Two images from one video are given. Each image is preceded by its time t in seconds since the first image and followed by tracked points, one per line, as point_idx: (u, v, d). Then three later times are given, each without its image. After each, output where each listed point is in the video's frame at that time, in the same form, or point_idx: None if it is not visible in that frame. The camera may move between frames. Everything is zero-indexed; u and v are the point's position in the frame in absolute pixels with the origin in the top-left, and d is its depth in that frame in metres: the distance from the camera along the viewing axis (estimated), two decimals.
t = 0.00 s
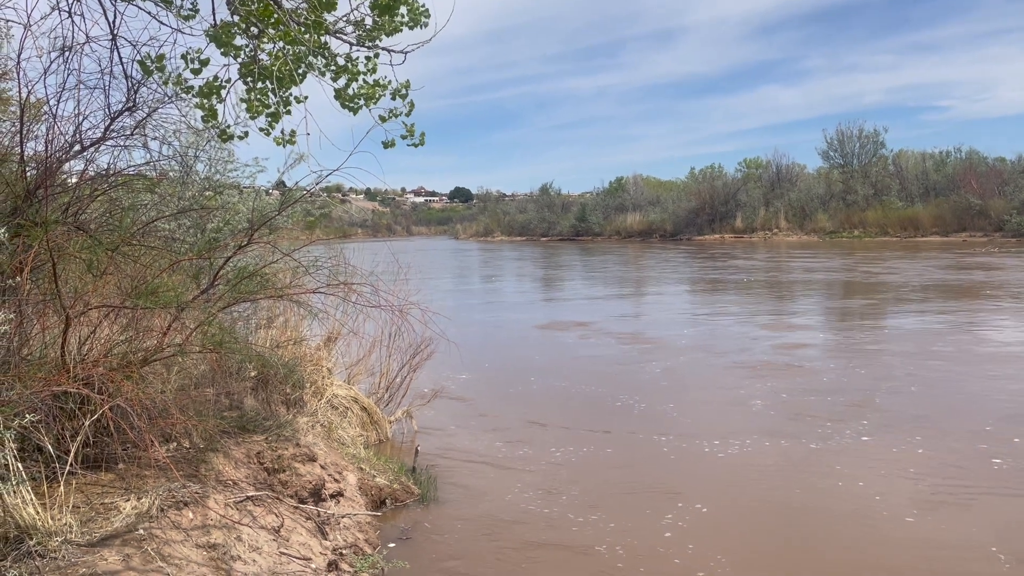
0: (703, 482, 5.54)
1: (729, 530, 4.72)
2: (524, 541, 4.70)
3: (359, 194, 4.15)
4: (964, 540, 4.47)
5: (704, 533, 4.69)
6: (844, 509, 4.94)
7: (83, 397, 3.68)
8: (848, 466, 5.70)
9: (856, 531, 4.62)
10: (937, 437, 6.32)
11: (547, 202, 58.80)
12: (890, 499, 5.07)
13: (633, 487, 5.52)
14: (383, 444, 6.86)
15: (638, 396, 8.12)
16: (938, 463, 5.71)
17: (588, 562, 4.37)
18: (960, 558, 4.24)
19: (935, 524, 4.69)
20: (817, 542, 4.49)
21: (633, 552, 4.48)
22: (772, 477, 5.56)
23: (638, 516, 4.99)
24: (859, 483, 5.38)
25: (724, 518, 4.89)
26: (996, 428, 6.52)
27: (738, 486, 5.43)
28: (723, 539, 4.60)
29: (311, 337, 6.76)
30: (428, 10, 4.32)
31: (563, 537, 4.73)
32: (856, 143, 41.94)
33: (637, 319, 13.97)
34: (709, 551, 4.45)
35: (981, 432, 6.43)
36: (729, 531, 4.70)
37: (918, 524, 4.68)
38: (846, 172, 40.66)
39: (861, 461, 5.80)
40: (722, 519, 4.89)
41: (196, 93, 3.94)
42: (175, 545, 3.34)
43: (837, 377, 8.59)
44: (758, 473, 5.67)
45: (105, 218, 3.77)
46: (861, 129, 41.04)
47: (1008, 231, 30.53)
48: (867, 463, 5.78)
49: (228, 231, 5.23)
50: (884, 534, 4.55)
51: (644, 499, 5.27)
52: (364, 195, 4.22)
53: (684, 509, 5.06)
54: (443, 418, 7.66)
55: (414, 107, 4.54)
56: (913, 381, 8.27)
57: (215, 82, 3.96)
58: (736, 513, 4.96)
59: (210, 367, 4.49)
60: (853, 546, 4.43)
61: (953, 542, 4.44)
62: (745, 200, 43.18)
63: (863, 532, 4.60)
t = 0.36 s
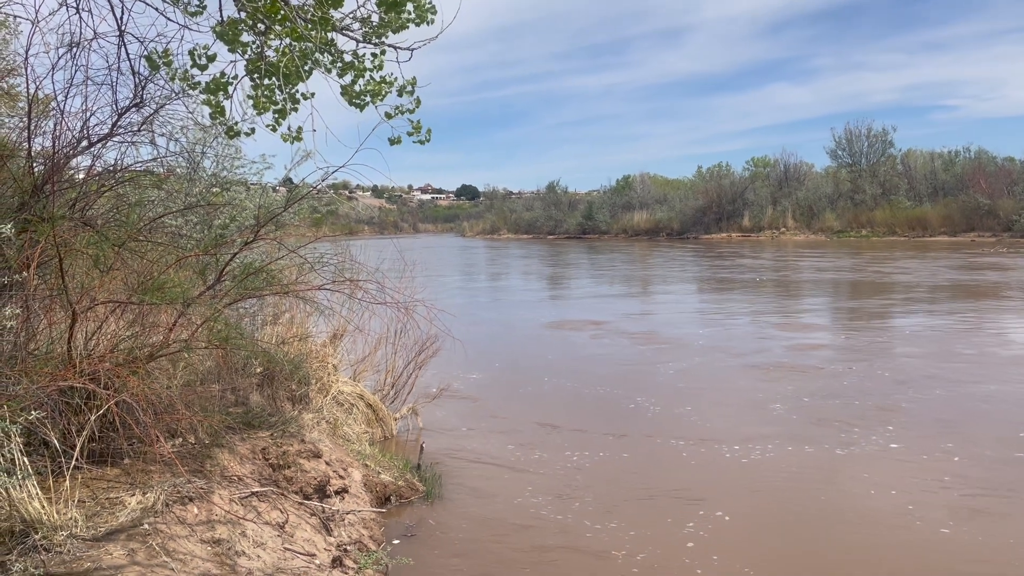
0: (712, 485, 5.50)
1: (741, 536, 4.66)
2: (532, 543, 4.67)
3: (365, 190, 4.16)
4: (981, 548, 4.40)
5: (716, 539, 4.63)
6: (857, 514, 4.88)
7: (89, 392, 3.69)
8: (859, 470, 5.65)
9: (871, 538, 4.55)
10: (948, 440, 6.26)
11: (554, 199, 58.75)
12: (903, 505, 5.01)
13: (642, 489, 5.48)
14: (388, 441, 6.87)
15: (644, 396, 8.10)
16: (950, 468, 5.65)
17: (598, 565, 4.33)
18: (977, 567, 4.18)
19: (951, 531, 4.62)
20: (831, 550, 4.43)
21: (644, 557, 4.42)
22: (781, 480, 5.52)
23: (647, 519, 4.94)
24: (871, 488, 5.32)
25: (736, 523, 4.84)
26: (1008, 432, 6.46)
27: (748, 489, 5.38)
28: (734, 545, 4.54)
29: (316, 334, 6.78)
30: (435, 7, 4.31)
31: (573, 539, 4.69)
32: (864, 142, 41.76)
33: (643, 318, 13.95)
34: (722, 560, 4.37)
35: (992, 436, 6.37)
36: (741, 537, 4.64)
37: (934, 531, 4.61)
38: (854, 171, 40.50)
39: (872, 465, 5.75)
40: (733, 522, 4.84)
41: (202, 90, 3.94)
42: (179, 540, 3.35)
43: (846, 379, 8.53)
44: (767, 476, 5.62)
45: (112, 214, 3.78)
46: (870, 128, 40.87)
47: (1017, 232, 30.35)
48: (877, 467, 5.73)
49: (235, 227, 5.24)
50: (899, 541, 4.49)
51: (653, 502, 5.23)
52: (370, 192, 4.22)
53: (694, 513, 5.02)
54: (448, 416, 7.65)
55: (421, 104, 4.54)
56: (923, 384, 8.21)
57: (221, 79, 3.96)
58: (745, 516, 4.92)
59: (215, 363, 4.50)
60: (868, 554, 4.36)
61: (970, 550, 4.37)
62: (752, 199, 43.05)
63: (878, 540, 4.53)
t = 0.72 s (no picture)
0: (723, 486, 5.44)
1: (754, 537, 4.61)
2: (543, 543, 4.62)
3: (372, 189, 4.17)
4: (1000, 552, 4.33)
5: (729, 540, 4.58)
6: (871, 517, 4.82)
7: (96, 389, 3.70)
8: (871, 472, 5.58)
9: (887, 541, 4.49)
10: (958, 441, 6.22)
11: (560, 199, 58.76)
12: (918, 507, 4.94)
13: (651, 489, 5.43)
14: (394, 440, 6.86)
15: (652, 396, 8.06)
16: (966, 471, 5.57)
17: (609, 566, 4.28)
18: (996, 572, 4.11)
19: (969, 535, 4.55)
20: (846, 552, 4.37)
21: (657, 558, 4.37)
22: (792, 482, 5.46)
23: (659, 520, 4.90)
24: (884, 490, 5.25)
25: (748, 524, 4.78)
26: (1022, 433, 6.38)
27: (759, 490, 5.33)
28: (747, 546, 4.49)
29: (323, 332, 6.79)
30: (442, 5, 4.30)
31: (583, 540, 4.64)
32: (873, 142, 41.60)
33: (650, 317, 13.93)
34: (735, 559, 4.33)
35: (1007, 438, 6.29)
36: (754, 538, 4.58)
37: (951, 535, 4.54)
38: (863, 171, 40.35)
39: (885, 467, 5.67)
40: (745, 524, 4.78)
41: (210, 87, 3.94)
42: (186, 537, 3.36)
43: (856, 379, 8.45)
44: (778, 477, 5.56)
45: (120, 211, 3.78)
46: (879, 128, 40.70)
47: None
48: (887, 468, 5.69)
49: (242, 225, 5.25)
50: (916, 545, 4.42)
51: (664, 502, 5.18)
52: (377, 190, 4.22)
53: (705, 514, 4.96)
54: (455, 415, 7.63)
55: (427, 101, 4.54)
56: (934, 384, 8.13)
57: (230, 76, 3.96)
58: (756, 516, 4.88)
59: (222, 360, 4.50)
60: (884, 556, 4.30)
61: (988, 554, 4.30)
62: (760, 198, 42.92)
63: (893, 541, 4.48)
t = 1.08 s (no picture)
0: (734, 490, 5.36)
1: (769, 545, 4.51)
2: (553, 549, 4.54)
3: (376, 189, 4.17)
4: None
5: (745, 548, 4.47)
6: (890, 524, 4.72)
7: (100, 389, 3.71)
8: (886, 477, 5.48)
9: (907, 549, 4.39)
10: (962, 442, 6.20)
11: (563, 199, 58.80)
12: (937, 514, 4.83)
13: (662, 494, 5.35)
14: (397, 440, 6.87)
15: (658, 398, 8.00)
16: (970, 472, 5.55)
17: (611, 567, 4.27)
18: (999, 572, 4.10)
19: (991, 544, 4.44)
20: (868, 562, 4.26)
21: (672, 566, 4.27)
22: (805, 487, 5.37)
23: (671, 526, 4.81)
24: (900, 496, 5.15)
25: (762, 530, 4.69)
26: None
27: (771, 496, 5.24)
28: (749, 547, 4.48)
29: (326, 332, 6.80)
30: (447, 6, 4.30)
31: (594, 546, 4.56)
32: (877, 142, 41.56)
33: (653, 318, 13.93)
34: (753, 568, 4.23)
35: (1018, 441, 6.21)
36: (769, 545, 4.49)
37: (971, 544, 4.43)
38: (866, 172, 40.32)
39: (895, 471, 5.60)
40: (749, 525, 4.77)
41: (215, 88, 3.95)
42: (189, 537, 3.36)
43: (864, 381, 8.38)
44: (783, 479, 5.54)
45: (124, 211, 3.79)
46: (883, 128, 40.64)
47: None
48: (891, 468, 5.67)
49: (246, 225, 5.25)
50: (938, 553, 4.32)
51: (675, 508, 5.09)
52: (381, 190, 4.22)
53: (718, 519, 4.88)
54: (460, 417, 7.60)
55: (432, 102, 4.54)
56: (944, 387, 8.04)
57: (234, 77, 3.97)
58: (759, 518, 4.87)
59: (226, 360, 4.51)
60: (903, 565, 4.20)
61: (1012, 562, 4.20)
62: (763, 199, 42.88)
63: (907, 547, 4.40)
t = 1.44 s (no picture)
0: (739, 498, 5.28)
1: (776, 554, 4.44)
2: (554, 557, 4.46)
3: (370, 190, 4.17)
4: None
5: (755, 559, 4.38)
6: (902, 535, 4.63)
7: (93, 391, 3.70)
8: (893, 485, 5.40)
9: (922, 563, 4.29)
10: (954, 446, 6.24)
11: (558, 201, 58.89)
12: (950, 525, 4.74)
13: (666, 502, 5.26)
14: (391, 442, 6.86)
15: (656, 403, 7.94)
16: (961, 476, 5.59)
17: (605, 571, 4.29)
18: None
19: (1007, 557, 4.34)
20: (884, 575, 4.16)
21: None
22: (811, 495, 5.29)
23: (675, 534, 4.75)
24: (910, 506, 5.06)
25: (772, 542, 4.60)
26: None
27: (776, 504, 5.16)
28: (742, 551, 4.49)
29: (320, 334, 6.79)
30: (441, 8, 4.30)
31: (601, 558, 4.45)
32: (870, 145, 41.77)
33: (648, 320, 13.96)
34: None
35: (1010, 444, 6.24)
36: (780, 557, 4.39)
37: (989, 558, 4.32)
38: (860, 174, 40.51)
39: (886, 476, 5.64)
40: (743, 530, 4.77)
41: (208, 90, 3.94)
42: (183, 540, 3.35)
43: (865, 386, 8.32)
44: (776, 482, 5.56)
45: (117, 213, 3.78)
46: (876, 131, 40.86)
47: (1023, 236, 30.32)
48: (884, 472, 5.69)
49: (240, 228, 5.25)
50: (937, 561, 4.30)
51: (681, 517, 5.00)
52: (375, 192, 4.23)
53: (710, 523, 4.89)
54: (456, 421, 7.54)
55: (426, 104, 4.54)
56: (945, 391, 7.98)
57: (227, 79, 3.96)
58: (751, 522, 4.88)
59: (220, 363, 4.50)
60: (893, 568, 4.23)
61: None
62: (757, 201, 43.05)
63: (898, 551, 4.42)
